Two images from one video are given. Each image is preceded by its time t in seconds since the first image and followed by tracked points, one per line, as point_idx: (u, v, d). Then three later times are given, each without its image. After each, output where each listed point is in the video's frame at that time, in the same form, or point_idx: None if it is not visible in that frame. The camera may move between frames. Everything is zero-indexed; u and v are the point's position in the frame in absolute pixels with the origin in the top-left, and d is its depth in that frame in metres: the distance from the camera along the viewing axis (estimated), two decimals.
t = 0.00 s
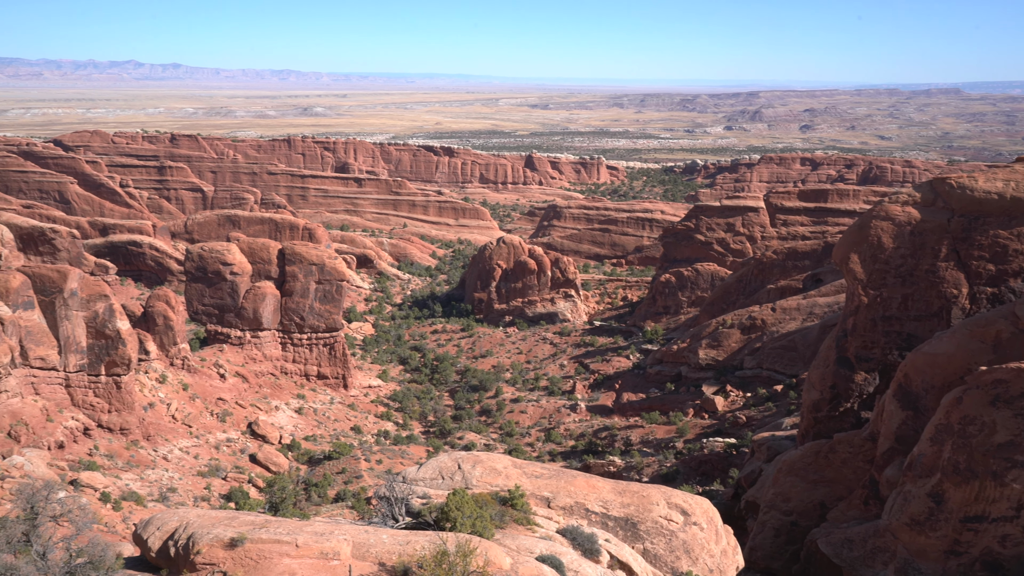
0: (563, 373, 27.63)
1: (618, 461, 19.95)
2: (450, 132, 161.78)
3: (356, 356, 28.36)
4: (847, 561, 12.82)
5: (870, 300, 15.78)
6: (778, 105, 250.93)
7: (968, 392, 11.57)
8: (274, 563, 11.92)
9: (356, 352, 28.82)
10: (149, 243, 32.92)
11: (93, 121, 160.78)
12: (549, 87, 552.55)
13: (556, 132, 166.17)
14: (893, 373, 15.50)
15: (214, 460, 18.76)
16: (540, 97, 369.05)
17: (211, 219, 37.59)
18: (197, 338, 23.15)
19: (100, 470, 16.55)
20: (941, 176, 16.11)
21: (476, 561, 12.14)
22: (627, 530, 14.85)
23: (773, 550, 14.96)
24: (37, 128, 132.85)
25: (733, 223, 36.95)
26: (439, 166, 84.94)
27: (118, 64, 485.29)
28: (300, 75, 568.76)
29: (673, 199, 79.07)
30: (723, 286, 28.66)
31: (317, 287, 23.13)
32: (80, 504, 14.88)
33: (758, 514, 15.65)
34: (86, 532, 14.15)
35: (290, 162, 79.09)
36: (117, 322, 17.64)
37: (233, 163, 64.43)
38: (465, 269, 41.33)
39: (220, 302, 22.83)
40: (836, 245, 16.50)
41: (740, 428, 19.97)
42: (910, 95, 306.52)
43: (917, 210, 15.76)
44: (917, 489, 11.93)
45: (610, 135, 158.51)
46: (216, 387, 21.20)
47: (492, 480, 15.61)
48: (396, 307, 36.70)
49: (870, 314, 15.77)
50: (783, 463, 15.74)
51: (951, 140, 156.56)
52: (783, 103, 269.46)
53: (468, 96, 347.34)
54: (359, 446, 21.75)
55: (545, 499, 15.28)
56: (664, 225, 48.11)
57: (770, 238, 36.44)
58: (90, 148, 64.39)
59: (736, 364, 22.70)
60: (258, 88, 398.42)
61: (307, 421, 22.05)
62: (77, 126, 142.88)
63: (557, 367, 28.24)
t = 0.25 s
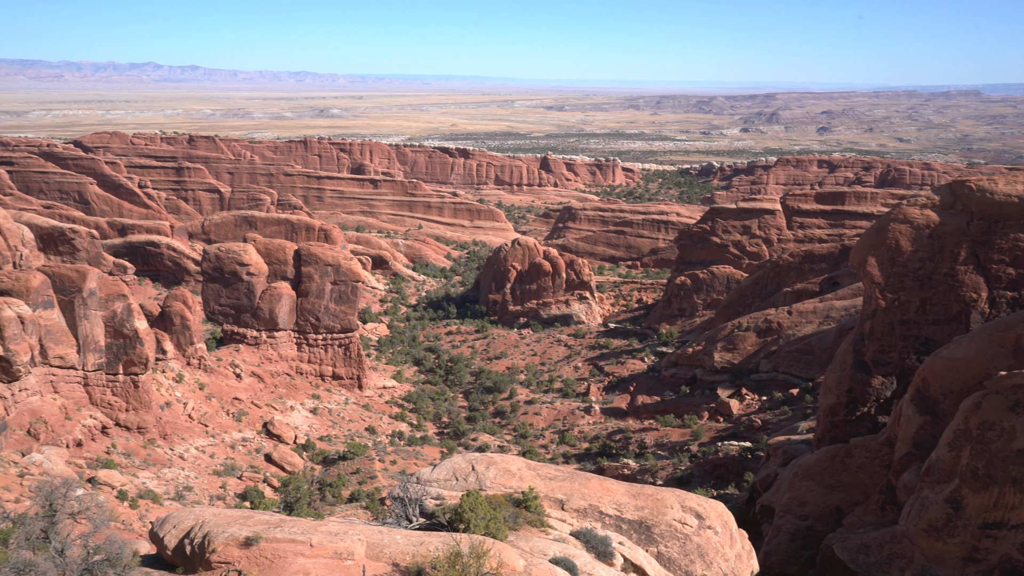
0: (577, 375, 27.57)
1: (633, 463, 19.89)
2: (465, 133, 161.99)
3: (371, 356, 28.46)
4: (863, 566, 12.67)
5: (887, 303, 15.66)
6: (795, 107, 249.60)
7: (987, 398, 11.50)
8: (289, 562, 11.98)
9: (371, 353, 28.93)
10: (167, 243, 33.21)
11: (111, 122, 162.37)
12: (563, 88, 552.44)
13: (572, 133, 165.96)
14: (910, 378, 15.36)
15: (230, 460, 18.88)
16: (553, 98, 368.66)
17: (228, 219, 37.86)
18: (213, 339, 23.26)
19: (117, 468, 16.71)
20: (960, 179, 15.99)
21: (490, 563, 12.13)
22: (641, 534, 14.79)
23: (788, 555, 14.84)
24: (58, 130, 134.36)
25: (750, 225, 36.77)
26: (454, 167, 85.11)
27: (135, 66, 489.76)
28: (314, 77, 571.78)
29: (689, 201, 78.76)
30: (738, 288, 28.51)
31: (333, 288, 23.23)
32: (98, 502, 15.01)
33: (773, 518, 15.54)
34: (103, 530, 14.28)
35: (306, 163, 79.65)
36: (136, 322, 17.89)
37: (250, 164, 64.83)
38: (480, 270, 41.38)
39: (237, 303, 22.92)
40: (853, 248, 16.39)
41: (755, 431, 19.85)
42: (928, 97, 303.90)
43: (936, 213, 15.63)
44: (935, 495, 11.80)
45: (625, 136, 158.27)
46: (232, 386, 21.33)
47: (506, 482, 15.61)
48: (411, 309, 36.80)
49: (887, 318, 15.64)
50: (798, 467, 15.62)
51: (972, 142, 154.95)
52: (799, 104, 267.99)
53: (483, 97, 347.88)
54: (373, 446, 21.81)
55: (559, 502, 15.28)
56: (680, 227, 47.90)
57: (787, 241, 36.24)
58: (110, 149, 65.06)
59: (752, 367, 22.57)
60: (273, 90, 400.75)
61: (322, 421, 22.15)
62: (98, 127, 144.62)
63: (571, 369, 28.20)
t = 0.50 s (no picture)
0: (591, 377, 27.51)
1: (647, 466, 19.82)
2: (480, 135, 162.18)
3: (385, 357, 28.55)
4: (879, 572, 12.54)
5: (905, 307, 15.53)
6: (812, 109, 248.01)
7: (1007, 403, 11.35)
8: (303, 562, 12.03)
9: (385, 354, 29.02)
10: (184, 243, 33.45)
11: (129, 123, 163.83)
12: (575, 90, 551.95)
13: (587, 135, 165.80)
14: (928, 382, 15.20)
15: (245, 459, 19.00)
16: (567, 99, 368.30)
17: (245, 220, 38.08)
18: (229, 338, 23.42)
19: (134, 466, 16.85)
20: (980, 182, 15.85)
21: (503, 564, 12.10)
22: (655, 537, 14.72)
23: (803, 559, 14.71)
24: (78, 132, 135.84)
25: (766, 228, 36.57)
26: (469, 168, 85.21)
27: (151, 68, 494.10)
28: (328, 78, 574.46)
29: (704, 203, 78.37)
30: (754, 291, 28.34)
31: (348, 289, 23.32)
32: (115, 499, 15.13)
33: (788, 523, 15.41)
34: (120, 527, 14.41)
35: (322, 164, 79.94)
36: (153, 322, 18.08)
37: (267, 165, 65.12)
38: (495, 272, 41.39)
39: (253, 303, 23.10)
40: (871, 251, 16.27)
41: (771, 435, 19.72)
42: (947, 99, 300.88)
43: (955, 216, 15.50)
44: (953, 501, 11.69)
45: (641, 138, 157.92)
46: (248, 385, 21.46)
47: (520, 483, 15.60)
48: (425, 310, 36.86)
49: (906, 322, 15.51)
50: (814, 471, 15.49)
51: (992, 144, 153.31)
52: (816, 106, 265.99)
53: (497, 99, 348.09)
54: (387, 447, 21.86)
55: (572, 504, 15.25)
56: (695, 229, 47.69)
57: (803, 244, 36.05)
58: (129, 150, 65.63)
59: (768, 371, 22.42)
60: (288, 91, 403.01)
61: (337, 421, 22.24)
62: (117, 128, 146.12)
63: (585, 371, 28.13)
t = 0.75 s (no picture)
0: (605, 378, 27.43)
1: (660, 468, 19.74)
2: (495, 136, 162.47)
3: (399, 357, 28.63)
4: None
5: (922, 310, 15.41)
6: (828, 110, 246.42)
7: None
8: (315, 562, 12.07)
9: (399, 354, 29.09)
10: (200, 243, 33.69)
11: (146, 124, 165.17)
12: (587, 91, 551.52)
13: (602, 136, 165.57)
14: (946, 386, 15.05)
15: (260, 458, 19.09)
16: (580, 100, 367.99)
17: (261, 220, 38.30)
18: (245, 338, 23.57)
19: (149, 464, 16.97)
20: (999, 184, 15.68)
21: (515, 565, 12.09)
22: (668, 539, 14.66)
23: (818, 564, 14.59)
24: (97, 133, 137.15)
25: (781, 230, 36.40)
26: (484, 170, 85.31)
27: (166, 69, 497.99)
28: (341, 79, 576.83)
29: (720, 205, 78.05)
30: (769, 293, 28.19)
31: (362, 289, 23.41)
32: (130, 497, 15.23)
33: (803, 527, 15.27)
34: (135, 525, 14.50)
35: (337, 165, 80.10)
36: (169, 321, 18.14)
37: (283, 166, 65.37)
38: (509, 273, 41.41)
39: (268, 303, 23.21)
40: (887, 253, 16.15)
41: (785, 438, 19.60)
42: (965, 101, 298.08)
43: (973, 219, 15.35)
44: (970, 506, 11.57)
45: (656, 139, 157.66)
46: (262, 385, 21.58)
47: (533, 484, 15.59)
48: (439, 310, 36.92)
49: (922, 325, 15.39)
50: (829, 475, 15.36)
51: (1012, 146, 151.73)
52: (832, 108, 264.30)
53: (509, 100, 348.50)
54: (400, 447, 21.90)
55: (585, 505, 15.22)
56: (711, 231, 47.49)
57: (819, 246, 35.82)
58: (146, 151, 66.18)
59: (783, 373, 22.28)
60: (301, 92, 404.97)
61: (350, 421, 22.31)
62: (135, 128, 147.40)
63: (599, 373, 28.07)
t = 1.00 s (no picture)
0: (617, 379, 27.36)
1: (673, 470, 19.67)
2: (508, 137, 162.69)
3: (411, 357, 28.68)
4: None
5: (938, 313, 15.30)
6: (842, 111, 244.99)
7: None
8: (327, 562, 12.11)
9: (412, 354, 29.14)
10: (214, 242, 33.86)
11: (161, 124, 166.37)
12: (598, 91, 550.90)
13: (615, 136, 165.33)
14: (961, 390, 14.93)
15: (273, 456, 19.17)
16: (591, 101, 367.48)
17: (275, 220, 38.44)
18: (258, 336, 23.65)
19: (163, 462, 17.07)
20: (1017, 186, 15.54)
21: (527, 566, 12.07)
22: (679, 541, 14.62)
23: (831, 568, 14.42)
24: (113, 132, 138.25)
25: (796, 231, 36.23)
26: (497, 170, 85.36)
27: (180, 69, 501.13)
28: (353, 80, 578.72)
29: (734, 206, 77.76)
30: (783, 295, 28.04)
31: (375, 289, 23.47)
32: (144, 494, 15.32)
33: (816, 530, 15.14)
34: (149, 522, 14.57)
35: (351, 165, 80.39)
36: (183, 320, 18.24)
37: (297, 166, 65.63)
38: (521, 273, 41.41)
39: (282, 302, 23.30)
40: (903, 256, 16.05)
41: (799, 441, 19.49)
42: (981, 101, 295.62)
43: (990, 221, 15.22)
44: (986, 511, 11.49)
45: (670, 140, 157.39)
46: (276, 384, 21.67)
47: (544, 485, 15.59)
48: (452, 310, 36.98)
49: (938, 328, 15.27)
50: (843, 478, 15.19)
51: None
52: (847, 109, 262.67)
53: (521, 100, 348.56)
54: (412, 447, 21.92)
55: (597, 506, 15.19)
56: (725, 232, 47.28)
57: (834, 247, 35.67)
58: (162, 150, 66.59)
59: (796, 376, 22.15)
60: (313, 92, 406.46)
61: (363, 421, 22.36)
62: (150, 128, 148.33)
63: (611, 374, 28.01)
